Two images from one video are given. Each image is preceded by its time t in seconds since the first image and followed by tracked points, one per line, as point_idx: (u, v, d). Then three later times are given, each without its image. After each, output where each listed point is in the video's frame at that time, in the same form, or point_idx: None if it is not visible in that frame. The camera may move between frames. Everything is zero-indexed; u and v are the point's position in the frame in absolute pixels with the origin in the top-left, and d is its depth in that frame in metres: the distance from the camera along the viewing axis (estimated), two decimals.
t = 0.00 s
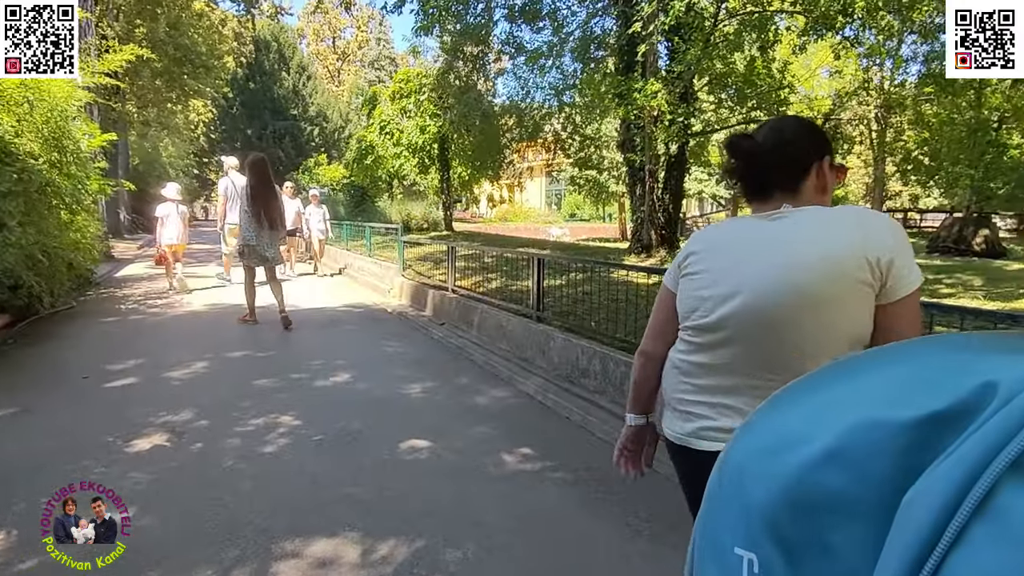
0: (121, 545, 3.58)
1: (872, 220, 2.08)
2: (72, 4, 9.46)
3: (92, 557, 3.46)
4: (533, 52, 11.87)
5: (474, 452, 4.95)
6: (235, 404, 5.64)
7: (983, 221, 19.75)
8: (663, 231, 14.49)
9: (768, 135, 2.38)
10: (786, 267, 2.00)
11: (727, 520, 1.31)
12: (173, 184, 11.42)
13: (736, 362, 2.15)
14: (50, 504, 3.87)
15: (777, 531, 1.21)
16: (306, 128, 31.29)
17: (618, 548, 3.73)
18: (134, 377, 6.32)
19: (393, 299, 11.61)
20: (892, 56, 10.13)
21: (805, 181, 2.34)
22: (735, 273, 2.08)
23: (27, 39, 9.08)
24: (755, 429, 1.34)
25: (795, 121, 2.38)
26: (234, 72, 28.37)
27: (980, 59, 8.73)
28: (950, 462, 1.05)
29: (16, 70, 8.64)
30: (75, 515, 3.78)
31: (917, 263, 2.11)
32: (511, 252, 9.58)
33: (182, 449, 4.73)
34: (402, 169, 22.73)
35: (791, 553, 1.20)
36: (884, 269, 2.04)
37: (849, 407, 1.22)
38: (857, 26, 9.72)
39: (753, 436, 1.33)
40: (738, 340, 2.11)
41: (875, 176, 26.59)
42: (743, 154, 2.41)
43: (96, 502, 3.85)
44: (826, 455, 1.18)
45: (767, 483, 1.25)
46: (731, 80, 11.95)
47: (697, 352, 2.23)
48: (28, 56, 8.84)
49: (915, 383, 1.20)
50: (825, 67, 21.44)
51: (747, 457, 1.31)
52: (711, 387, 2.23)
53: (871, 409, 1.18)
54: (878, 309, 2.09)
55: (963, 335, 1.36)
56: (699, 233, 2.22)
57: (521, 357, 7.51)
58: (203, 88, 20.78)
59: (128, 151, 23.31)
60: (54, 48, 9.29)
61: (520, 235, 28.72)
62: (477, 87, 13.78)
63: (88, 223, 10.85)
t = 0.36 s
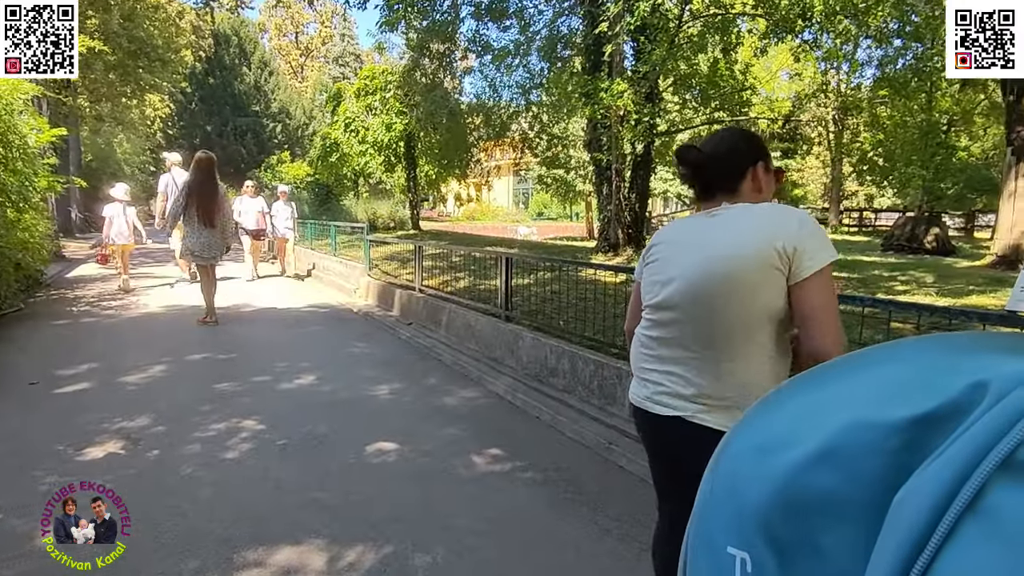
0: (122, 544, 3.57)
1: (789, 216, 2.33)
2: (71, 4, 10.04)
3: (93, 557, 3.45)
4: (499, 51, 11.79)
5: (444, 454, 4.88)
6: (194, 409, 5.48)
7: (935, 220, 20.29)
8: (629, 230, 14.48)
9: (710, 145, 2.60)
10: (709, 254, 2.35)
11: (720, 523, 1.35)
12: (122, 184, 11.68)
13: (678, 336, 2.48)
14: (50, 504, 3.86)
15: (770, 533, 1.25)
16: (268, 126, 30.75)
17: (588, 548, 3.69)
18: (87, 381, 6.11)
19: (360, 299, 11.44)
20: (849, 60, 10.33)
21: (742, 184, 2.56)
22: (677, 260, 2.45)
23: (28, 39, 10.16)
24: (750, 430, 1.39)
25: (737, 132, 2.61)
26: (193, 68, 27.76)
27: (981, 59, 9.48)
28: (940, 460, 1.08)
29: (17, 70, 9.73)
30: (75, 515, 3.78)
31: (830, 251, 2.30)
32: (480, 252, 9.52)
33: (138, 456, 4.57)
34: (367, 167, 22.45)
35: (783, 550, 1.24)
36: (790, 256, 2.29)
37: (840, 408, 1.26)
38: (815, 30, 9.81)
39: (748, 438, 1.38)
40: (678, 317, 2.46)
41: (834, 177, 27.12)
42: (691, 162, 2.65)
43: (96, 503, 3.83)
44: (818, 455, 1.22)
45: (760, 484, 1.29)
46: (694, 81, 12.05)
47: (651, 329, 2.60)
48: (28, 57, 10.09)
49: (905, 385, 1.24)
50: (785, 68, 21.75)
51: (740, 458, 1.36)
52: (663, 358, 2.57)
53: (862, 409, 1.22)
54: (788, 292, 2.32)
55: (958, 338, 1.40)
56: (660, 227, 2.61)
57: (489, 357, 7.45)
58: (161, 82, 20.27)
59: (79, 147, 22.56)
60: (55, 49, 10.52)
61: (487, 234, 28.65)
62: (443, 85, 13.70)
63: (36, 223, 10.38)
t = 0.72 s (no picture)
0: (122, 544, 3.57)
1: (761, 208, 2.38)
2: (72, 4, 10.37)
3: (93, 557, 3.45)
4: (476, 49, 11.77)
5: (422, 455, 4.83)
6: (164, 412, 5.38)
7: (903, 219, 20.62)
8: (607, 229, 14.45)
9: (678, 148, 2.59)
10: (690, 249, 2.35)
11: (707, 521, 1.32)
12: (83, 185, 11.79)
13: (662, 330, 2.46)
14: (51, 504, 3.86)
15: (758, 529, 1.23)
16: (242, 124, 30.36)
17: (567, 547, 3.66)
18: (52, 385, 5.96)
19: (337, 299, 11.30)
20: (820, 62, 10.47)
21: (709, 186, 2.55)
22: (657, 258, 2.43)
23: (28, 38, 10.68)
24: (734, 428, 1.37)
25: (704, 138, 2.61)
26: (164, 64, 27.33)
27: (985, 57, 10.14)
28: (920, 460, 1.07)
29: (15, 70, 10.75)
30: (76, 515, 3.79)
31: (798, 239, 2.37)
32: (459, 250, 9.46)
33: (106, 461, 4.47)
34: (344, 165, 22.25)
35: (768, 549, 1.22)
36: (767, 247, 2.33)
37: (825, 406, 1.25)
38: (788, 32, 9.85)
39: (735, 436, 1.35)
40: (660, 311, 2.44)
41: (807, 177, 27.48)
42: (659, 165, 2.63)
43: (98, 502, 3.83)
44: (803, 454, 1.20)
45: (746, 480, 1.27)
46: (671, 81, 12.13)
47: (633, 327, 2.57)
48: (28, 56, 10.78)
49: (889, 382, 1.23)
50: (759, 69, 21.99)
51: (725, 456, 1.34)
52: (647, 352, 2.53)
53: (845, 407, 1.21)
54: (764, 280, 2.35)
55: (944, 337, 1.39)
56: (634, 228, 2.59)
57: (468, 357, 7.41)
58: (131, 78, 19.92)
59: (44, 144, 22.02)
60: (55, 48, 10.97)
61: (465, 233, 28.57)
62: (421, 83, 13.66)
63: None
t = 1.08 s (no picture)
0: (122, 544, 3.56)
1: (780, 214, 2.58)
2: (71, 3, 9.77)
3: (93, 557, 3.44)
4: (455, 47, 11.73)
5: (402, 455, 4.78)
6: (139, 415, 5.28)
7: (876, 218, 20.91)
8: (586, 227, 14.42)
9: (694, 155, 2.72)
10: (723, 252, 2.49)
11: (689, 518, 1.30)
12: (42, 182, 11.73)
13: (690, 328, 2.58)
14: (51, 505, 3.85)
15: (740, 525, 1.21)
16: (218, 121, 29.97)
17: (550, 546, 3.65)
18: (21, 389, 5.83)
19: (315, 299, 11.18)
20: (795, 64, 10.52)
21: (724, 191, 2.72)
22: (687, 261, 2.52)
23: (28, 38, 10.34)
24: (716, 424, 1.36)
25: (716, 146, 2.77)
26: (138, 61, 26.90)
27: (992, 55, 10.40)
28: (900, 455, 1.06)
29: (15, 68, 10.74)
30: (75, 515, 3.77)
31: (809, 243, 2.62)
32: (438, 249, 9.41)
33: (78, 465, 4.38)
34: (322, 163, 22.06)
35: (750, 545, 1.20)
36: (789, 250, 2.54)
37: (806, 403, 1.24)
38: (764, 33, 9.91)
39: (716, 434, 1.34)
40: (689, 311, 2.55)
41: (782, 176, 27.76)
42: (676, 170, 2.76)
43: (97, 503, 3.81)
44: (784, 450, 1.19)
45: (728, 477, 1.26)
46: (649, 81, 12.19)
47: (657, 326, 2.65)
48: (28, 56, 10.45)
49: (867, 379, 1.22)
50: (736, 69, 22.16)
51: (706, 452, 1.32)
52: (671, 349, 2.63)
53: (827, 403, 1.20)
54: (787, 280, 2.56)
55: (924, 334, 1.39)
56: (654, 229, 2.65)
57: (448, 356, 7.37)
58: (104, 75, 19.57)
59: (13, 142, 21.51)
60: (55, 48, 10.42)
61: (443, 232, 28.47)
62: (400, 80, 13.60)
63: None
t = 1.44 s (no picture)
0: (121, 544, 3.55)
1: (791, 217, 2.86)
2: (71, 4, 10.85)
3: (93, 557, 3.43)
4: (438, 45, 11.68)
5: (388, 455, 4.76)
6: (118, 417, 5.21)
7: (855, 216, 21.13)
8: (570, 227, 14.43)
9: (708, 159, 2.95)
10: (750, 251, 2.73)
11: (680, 514, 1.31)
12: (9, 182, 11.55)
13: (717, 319, 2.82)
14: (51, 505, 3.83)
15: (728, 521, 1.22)
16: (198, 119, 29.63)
17: (535, 543, 3.65)
18: None
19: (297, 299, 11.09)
20: (775, 65, 10.60)
21: (735, 195, 2.97)
22: (710, 261, 2.74)
23: (28, 38, 11.34)
24: (706, 422, 1.36)
25: (728, 153, 3.00)
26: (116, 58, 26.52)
27: (985, 57, 10.74)
28: (885, 450, 1.06)
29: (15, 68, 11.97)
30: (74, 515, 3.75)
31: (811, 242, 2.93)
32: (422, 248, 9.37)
33: (56, 468, 4.31)
34: (303, 162, 21.87)
35: (740, 541, 1.20)
36: (801, 249, 2.83)
37: (794, 400, 1.24)
38: (744, 35, 9.98)
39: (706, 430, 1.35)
40: (716, 304, 2.79)
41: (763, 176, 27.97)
42: (692, 174, 2.97)
43: (97, 503, 3.80)
44: (773, 447, 1.19)
45: (717, 474, 1.26)
46: (632, 81, 12.20)
47: (678, 319, 2.87)
48: (29, 56, 11.61)
49: (855, 376, 1.22)
50: (718, 69, 22.30)
51: (696, 450, 1.33)
52: (697, 336, 2.87)
53: (814, 401, 1.20)
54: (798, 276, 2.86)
55: (913, 331, 1.39)
56: (681, 227, 2.82)
57: (433, 355, 7.34)
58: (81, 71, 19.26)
59: None
60: (55, 49, 11.53)
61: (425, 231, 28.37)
62: (383, 78, 13.53)
63: None
